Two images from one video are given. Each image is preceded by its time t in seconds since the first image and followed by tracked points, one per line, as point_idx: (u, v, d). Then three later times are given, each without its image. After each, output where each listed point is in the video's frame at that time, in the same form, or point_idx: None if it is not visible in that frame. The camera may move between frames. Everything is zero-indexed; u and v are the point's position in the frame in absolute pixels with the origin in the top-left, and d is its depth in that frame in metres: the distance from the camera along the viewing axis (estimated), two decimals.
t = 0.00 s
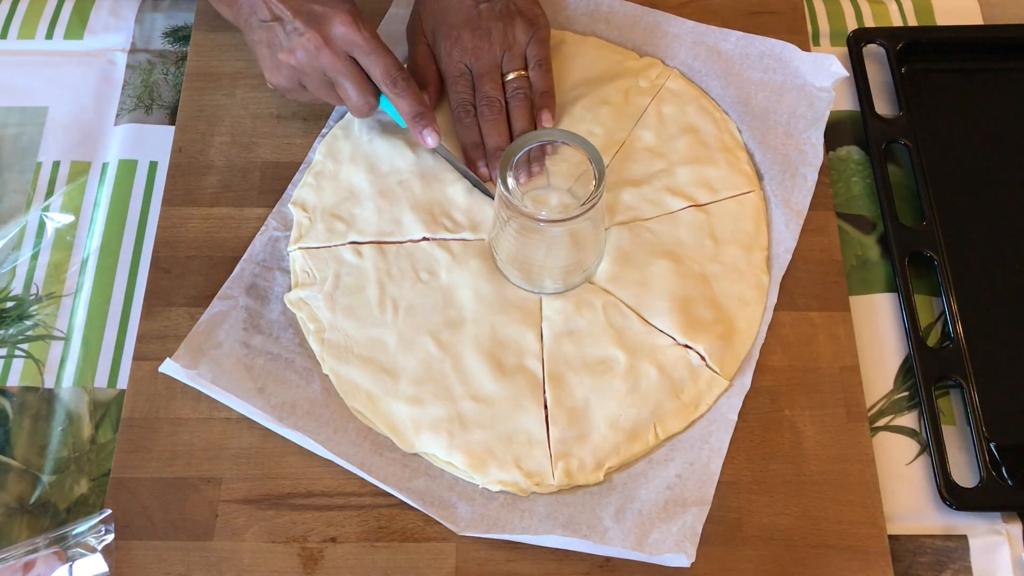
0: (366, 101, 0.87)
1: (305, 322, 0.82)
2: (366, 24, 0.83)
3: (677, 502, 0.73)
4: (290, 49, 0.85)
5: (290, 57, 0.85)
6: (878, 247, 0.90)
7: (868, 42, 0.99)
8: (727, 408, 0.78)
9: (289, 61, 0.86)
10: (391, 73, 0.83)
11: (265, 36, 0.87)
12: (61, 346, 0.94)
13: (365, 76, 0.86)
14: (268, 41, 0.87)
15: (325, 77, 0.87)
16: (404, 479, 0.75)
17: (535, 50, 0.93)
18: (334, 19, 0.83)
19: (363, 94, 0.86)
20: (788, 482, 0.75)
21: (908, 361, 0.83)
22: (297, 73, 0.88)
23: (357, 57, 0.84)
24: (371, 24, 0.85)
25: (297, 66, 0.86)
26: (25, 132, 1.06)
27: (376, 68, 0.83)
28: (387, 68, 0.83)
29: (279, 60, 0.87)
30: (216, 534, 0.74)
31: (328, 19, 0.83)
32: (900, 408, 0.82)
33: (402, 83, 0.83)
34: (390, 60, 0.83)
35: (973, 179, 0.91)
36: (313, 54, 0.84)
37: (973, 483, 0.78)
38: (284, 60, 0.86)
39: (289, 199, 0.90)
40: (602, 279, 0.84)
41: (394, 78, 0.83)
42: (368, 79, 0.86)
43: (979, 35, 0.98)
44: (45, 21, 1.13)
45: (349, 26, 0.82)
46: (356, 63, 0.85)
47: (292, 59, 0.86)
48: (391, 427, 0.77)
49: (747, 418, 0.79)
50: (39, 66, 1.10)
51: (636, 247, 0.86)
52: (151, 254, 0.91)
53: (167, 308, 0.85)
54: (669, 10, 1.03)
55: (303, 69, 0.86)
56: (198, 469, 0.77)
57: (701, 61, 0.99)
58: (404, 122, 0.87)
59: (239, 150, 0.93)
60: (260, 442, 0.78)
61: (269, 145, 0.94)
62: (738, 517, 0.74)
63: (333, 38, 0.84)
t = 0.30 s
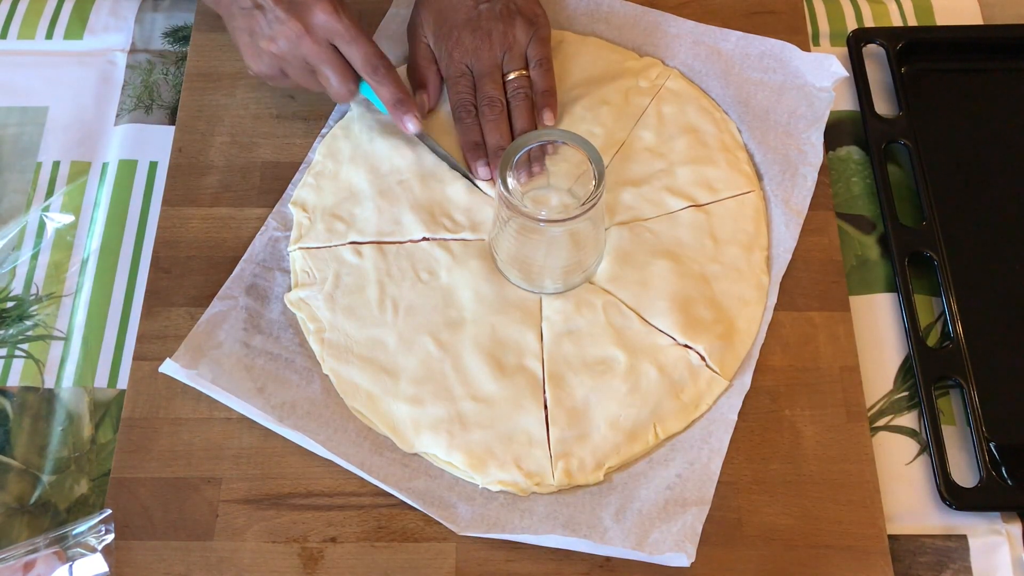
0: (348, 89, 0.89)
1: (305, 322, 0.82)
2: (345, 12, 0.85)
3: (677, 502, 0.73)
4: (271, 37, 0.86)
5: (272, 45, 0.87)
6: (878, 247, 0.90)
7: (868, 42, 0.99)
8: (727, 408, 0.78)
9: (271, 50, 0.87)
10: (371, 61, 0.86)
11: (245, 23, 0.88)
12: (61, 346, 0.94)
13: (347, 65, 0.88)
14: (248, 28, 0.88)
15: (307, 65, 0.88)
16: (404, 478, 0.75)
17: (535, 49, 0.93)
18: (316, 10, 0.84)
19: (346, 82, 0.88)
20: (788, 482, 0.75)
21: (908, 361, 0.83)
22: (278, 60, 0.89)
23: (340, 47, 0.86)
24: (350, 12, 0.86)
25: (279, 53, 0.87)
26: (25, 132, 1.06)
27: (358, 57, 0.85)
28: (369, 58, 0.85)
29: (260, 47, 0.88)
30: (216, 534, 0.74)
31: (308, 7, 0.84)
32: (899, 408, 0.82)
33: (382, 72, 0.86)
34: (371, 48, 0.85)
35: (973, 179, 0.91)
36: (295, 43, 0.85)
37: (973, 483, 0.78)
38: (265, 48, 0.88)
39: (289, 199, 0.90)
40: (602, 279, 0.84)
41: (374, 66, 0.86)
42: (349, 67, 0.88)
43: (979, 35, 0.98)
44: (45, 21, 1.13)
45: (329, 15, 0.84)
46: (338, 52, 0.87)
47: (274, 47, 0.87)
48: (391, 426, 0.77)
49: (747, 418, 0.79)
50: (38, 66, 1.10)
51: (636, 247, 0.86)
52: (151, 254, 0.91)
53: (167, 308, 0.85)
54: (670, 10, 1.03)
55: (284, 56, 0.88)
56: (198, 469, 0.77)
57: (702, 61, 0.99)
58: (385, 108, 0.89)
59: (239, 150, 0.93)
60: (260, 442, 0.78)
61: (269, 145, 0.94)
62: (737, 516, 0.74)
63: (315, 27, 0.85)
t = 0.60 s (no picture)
0: (332, 85, 0.90)
1: (305, 322, 0.82)
2: (330, 9, 0.87)
3: (677, 502, 0.73)
4: (257, 35, 0.88)
5: (256, 44, 0.88)
6: (878, 247, 0.90)
7: (868, 42, 0.99)
8: (727, 408, 0.78)
9: (255, 48, 0.88)
10: (355, 56, 0.86)
11: (232, 23, 0.90)
12: (61, 346, 0.94)
13: (331, 60, 0.89)
14: (234, 27, 0.90)
15: (292, 62, 0.90)
16: (404, 478, 0.75)
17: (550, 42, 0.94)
18: (298, 7, 0.86)
19: (330, 78, 0.89)
20: (788, 482, 0.75)
21: (908, 361, 0.83)
22: (263, 58, 0.90)
23: (322, 42, 0.87)
24: (332, 8, 0.88)
25: (264, 52, 0.89)
26: (25, 132, 1.06)
27: (341, 53, 0.86)
28: (354, 52, 0.86)
29: (245, 46, 0.89)
30: (216, 534, 0.74)
31: (291, 5, 0.86)
32: (899, 408, 0.82)
33: (366, 67, 0.86)
34: (353, 44, 0.86)
35: (973, 179, 0.91)
36: (279, 40, 0.87)
37: (973, 483, 0.78)
38: (250, 46, 0.89)
39: (289, 199, 0.90)
40: (602, 279, 0.84)
41: (358, 61, 0.86)
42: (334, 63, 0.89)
43: (978, 36, 0.98)
44: (45, 21, 1.13)
45: (313, 12, 0.85)
46: (321, 47, 0.88)
47: (258, 45, 0.88)
48: (391, 426, 0.77)
49: (748, 418, 0.79)
50: (38, 65, 1.10)
51: (636, 247, 0.86)
52: (151, 254, 0.91)
53: (168, 308, 0.85)
54: (669, 10, 1.03)
55: (269, 54, 0.89)
56: (198, 469, 0.77)
57: (702, 61, 0.99)
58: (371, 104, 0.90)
59: (239, 150, 0.93)
60: (260, 442, 0.78)
61: (269, 145, 0.94)
62: (737, 516, 0.74)
63: (298, 23, 0.87)
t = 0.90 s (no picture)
0: (324, 79, 0.89)
1: (305, 322, 0.82)
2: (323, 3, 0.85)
3: (678, 501, 0.73)
4: (250, 28, 0.86)
5: (249, 36, 0.87)
6: (878, 247, 0.90)
7: (868, 42, 0.99)
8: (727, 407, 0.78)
9: (248, 41, 0.87)
10: (350, 49, 0.86)
11: (224, 15, 0.89)
12: (61, 346, 0.94)
13: (323, 54, 0.88)
14: (228, 20, 0.88)
15: (285, 56, 0.88)
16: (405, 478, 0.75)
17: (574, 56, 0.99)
18: (292, 0, 0.84)
19: (323, 73, 0.88)
20: (788, 482, 0.75)
21: (908, 361, 0.83)
22: (256, 51, 0.89)
23: (316, 36, 0.86)
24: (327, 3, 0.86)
25: (257, 45, 0.87)
26: (25, 133, 1.06)
27: (336, 45, 0.85)
28: (348, 46, 0.85)
29: (238, 39, 0.88)
30: (216, 534, 0.74)
31: None
32: (899, 408, 0.82)
33: (361, 59, 0.86)
34: (348, 37, 0.85)
35: (974, 179, 0.91)
36: (272, 34, 0.85)
37: (973, 483, 0.78)
38: (244, 39, 0.87)
39: (289, 199, 0.90)
40: (602, 278, 0.84)
41: (352, 53, 0.86)
42: (327, 57, 0.88)
43: (979, 36, 0.98)
44: (45, 21, 1.13)
45: (307, 5, 0.84)
46: (315, 42, 0.87)
47: (252, 38, 0.87)
48: (390, 426, 0.77)
49: (747, 417, 0.79)
50: (38, 66, 1.10)
51: (636, 247, 0.86)
52: (151, 254, 0.91)
53: (168, 308, 0.85)
54: (669, 10, 1.03)
55: (263, 47, 0.88)
56: (198, 469, 0.77)
57: (701, 61, 0.99)
58: (362, 97, 0.90)
59: (239, 150, 0.93)
60: (260, 442, 0.78)
61: (269, 145, 0.94)
62: (737, 516, 0.74)
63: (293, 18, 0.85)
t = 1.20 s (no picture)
0: (305, 67, 0.91)
1: (305, 322, 0.82)
2: None
3: (677, 501, 0.73)
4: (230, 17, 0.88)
5: (229, 26, 0.88)
6: (878, 247, 0.90)
7: (868, 42, 0.99)
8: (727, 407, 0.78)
9: (226, 30, 0.88)
10: (329, 36, 0.87)
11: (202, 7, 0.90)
12: (61, 346, 0.94)
13: (302, 43, 0.90)
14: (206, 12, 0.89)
15: (262, 46, 0.90)
16: (404, 477, 0.75)
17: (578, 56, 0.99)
18: None
19: (303, 60, 0.90)
20: (788, 482, 0.75)
21: (908, 361, 0.83)
22: (232, 42, 0.90)
23: (295, 25, 0.87)
24: None
25: (235, 34, 0.88)
26: (25, 133, 1.06)
27: (315, 33, 0.87)
28: (327, 33, 0.87)
29: (215, 28, 0.89)
30: (216, 534, 0.74)
31: None
32: (899, 408, 0.82)
33: (340, 45, 0.87)
34: (326, 24, 0.87)
35: (974, 179, 0.91)
36: (252, 23, 0.87)
37: (973, 483, 0.78)
38: (221, 29, 0.88)
39: (289, 199, 0.90)
40: (602, 278, 0.84)
41: (332, 39, 0.87)
42: (306, 46, 0.90)
43: (978, 35, 0.98)
44: (45, 21, 1.13)
45: None
46: (294, 30, 0.89)
47: (230, 27, 0.88)
48: (390, 426, 0.77)
49: (747, 416, 0.79)
50: (38, 65, 1.10)
51: (636, 247, 0.86)
52: (151, 254, 0.91)
53: (167, 308, 0.85)
54: (669, 10, 1.03)
55: (241, 37, 0.89)
56: (198, 469, 0.77)
57: (702, 61, 0.99)
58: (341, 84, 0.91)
59: (239, 150, 0.93)
60: (260, 442, 0.78)
61: (269, 145, 0.94)
62: (737, 516, 0.74)
63: (271, 8, 0.87)
